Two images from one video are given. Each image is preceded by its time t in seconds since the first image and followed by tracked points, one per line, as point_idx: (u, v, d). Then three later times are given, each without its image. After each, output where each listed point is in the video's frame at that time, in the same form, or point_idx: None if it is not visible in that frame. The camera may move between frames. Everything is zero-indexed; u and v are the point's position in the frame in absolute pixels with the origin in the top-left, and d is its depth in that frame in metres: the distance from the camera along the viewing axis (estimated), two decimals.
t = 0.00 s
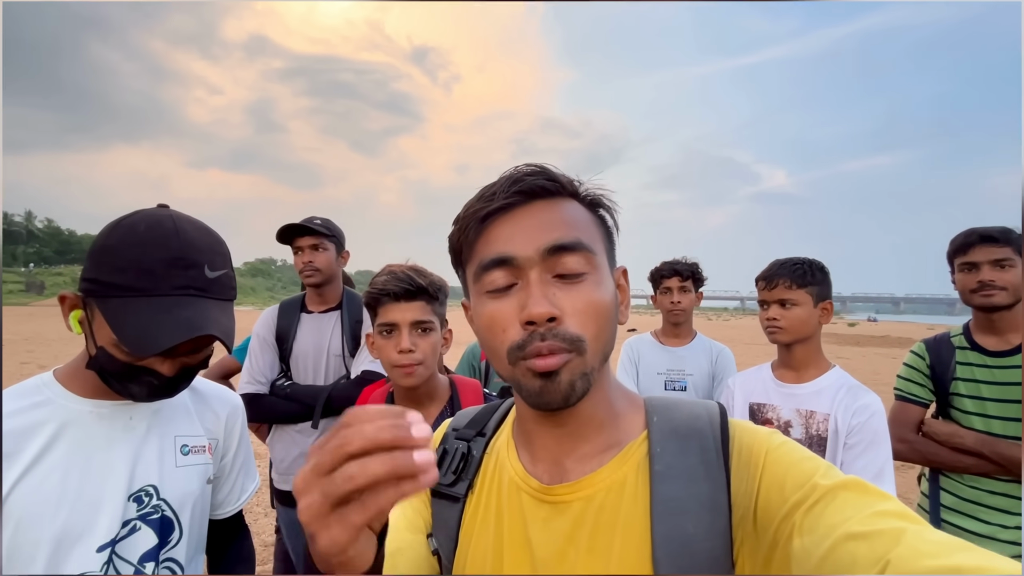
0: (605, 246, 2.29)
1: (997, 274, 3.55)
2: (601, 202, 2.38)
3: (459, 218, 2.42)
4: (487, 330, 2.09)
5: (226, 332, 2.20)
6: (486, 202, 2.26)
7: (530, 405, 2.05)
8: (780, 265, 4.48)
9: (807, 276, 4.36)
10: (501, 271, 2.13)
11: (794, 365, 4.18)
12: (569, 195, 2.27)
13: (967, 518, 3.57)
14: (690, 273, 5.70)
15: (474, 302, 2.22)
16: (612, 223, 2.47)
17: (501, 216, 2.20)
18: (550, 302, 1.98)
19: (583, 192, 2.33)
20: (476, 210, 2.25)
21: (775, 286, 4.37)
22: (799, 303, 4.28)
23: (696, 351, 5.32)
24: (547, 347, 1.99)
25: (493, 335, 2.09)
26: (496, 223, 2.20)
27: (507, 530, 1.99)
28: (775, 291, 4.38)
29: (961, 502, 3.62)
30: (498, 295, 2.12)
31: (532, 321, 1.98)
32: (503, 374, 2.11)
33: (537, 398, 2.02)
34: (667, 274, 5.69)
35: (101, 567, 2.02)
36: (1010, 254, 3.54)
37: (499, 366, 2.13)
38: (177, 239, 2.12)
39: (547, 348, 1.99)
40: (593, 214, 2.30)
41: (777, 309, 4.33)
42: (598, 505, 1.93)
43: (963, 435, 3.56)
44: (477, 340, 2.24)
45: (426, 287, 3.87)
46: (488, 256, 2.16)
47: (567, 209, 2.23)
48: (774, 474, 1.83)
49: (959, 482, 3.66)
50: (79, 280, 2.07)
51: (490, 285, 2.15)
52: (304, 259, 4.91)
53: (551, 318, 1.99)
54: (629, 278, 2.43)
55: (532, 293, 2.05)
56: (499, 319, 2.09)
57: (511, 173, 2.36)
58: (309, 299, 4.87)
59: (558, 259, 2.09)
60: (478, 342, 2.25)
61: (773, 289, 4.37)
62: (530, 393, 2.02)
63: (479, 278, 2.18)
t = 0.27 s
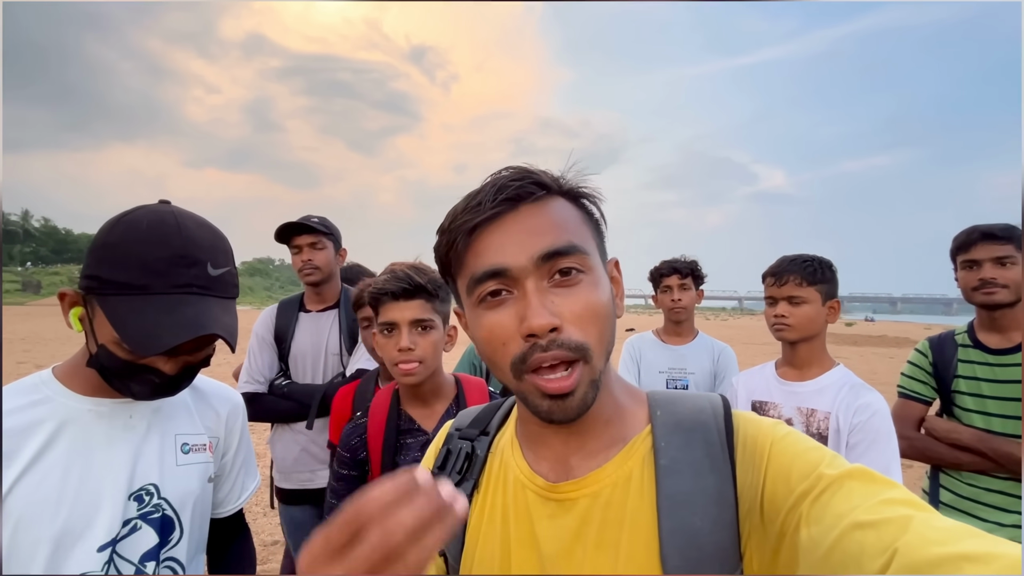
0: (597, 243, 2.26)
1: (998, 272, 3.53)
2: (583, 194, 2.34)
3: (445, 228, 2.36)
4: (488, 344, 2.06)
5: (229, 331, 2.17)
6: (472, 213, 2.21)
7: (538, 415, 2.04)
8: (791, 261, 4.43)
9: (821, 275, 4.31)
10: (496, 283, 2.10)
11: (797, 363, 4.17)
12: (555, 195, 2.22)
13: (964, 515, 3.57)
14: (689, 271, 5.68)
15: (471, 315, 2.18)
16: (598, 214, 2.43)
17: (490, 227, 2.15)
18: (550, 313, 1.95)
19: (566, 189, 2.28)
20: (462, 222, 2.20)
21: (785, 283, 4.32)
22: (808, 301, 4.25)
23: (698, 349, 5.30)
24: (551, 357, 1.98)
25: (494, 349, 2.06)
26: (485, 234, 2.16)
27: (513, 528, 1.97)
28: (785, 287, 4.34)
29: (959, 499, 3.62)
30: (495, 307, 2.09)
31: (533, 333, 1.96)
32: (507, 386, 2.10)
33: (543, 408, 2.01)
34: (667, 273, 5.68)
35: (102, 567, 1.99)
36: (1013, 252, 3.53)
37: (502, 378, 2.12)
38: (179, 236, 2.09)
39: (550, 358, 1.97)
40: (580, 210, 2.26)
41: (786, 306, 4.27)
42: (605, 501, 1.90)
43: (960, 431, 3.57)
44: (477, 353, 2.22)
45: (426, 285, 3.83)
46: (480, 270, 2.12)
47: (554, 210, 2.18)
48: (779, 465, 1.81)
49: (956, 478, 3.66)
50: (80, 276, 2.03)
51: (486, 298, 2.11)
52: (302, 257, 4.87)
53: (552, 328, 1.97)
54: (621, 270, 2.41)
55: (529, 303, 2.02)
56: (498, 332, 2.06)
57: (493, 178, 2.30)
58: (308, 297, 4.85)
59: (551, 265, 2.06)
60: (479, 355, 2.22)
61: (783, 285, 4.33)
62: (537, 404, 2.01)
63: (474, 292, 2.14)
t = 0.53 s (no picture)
0: (619, 245, 2.26)
1: (999, 270, 3.51)
2: (619, 204, 2.37)
3: (476, 201, 2.39)
4: (492, 317, 2.05)
5: (225, 334, 2.16)
6: (505, 187, 2.23)
7: (527, 397, 2.01)
8: (797, 260, 4.40)
9: (825, 275, 4.32)
10: (514, 258, 2.10)
11: (795, 363, 4.17)
12: (589, 190, 2.25)
13: (960, 514, 3.58)
14: (685, 269, 5.68)
15: (481, 289, 2.18)
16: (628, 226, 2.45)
17: (519, 204, 2.17)
18: (561, 295, 1.95)
19: (603, 191, 2.31)
20: (494, 194, 2.22)
21: (793, 283, 4.27)
22: (815, 301, 4.23)
23: (696, 348, 5.29)
24: (552, 340, 1.96)
25: (498, 324, 2.05)
26: (513, 210, 2.18)
27: (508, 529, 1.96)
28: (793, 287, 4.28)
29: (956, 499, 3.62)
30: (507, 283, 2.10)
31: (540, 311, 1.95)
32: (503, 364, 2.08)
33: (536, 390, 1.98)
34: (662, 272, 5.68)
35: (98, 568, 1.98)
36: (1015, 250, 3.51)
37: (500, 356, 2.10)
38: (176, 238, 2.08)
39: (551, 341, 1.96)
40: (610, 213, 2.28)
41: (793, 306, 4.24)
42: (601, 503, 1.90)
43: (955, 428, 3.61)
44: (479, 329, 2.21)
45: (400, 289, 3.73)
46: (502, 242, 2.13)
47: (585, 204, 2.20)
48: (775, 468, 1.81)
49: (953, 478, 3.67)
50: (75, 279, 2.02)
51: (500, 272, 2.12)
52: (303, 255, 4.92)
53: (560, 310, 1.97)
54: (639, 282, 2.40)
55: (543, 284, 2.03)
56: (505, 308, 2.05)
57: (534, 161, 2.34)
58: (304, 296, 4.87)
59: (572, 253, 2.07)
60: (480, 331, 2.21)
61: (791, 286, 4.27)
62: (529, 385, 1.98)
63: (490, 264, 2.14)
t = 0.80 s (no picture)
0: (627, 255, 2.26)
1: (1012, 267, 3.48)
2: (629, 216, 2.37)
3: (489, 199, 2.38)
4: (497, 313, 2.04)
5: (224, 341, 2.16)
6: (522, 186, 2.23)
7: (526, 394, 2.01)
8: (796, 261, 4.40)
9: (825, 276, 4.32)
10: (525, 257, 2.09)
11: (794, 363, 4.15)
12: (601, 199, 2.25)
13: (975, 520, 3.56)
14: (683, 269, 5.67)
15: (488, 286, 2.17)
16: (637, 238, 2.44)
17: (533, 204, 2.17)
18: (570, 295, 1.94)
19: (615, 203, 2.31)
20: (511, 192, 2.21)
21: (793, 284, 4.25)
22: (815, 302, 4.23)
23: (696, 348, 5.28)
24: (557, 340, 1.96)
25: (502, 320, 2.04)
26: (527, 210, 2.17)
27: (502, 530, 1.96)
28: (793, 288, 4.27)
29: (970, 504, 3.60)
30: (515, 282, 2.08)
31: (548, 310, 1.95)
32: (505, 361, 2.07)
33: (536, 388, 1.98)
34: (660, 272, 5.68)
35: (96, 571, 1.98)
36: None
37: (502, 353, 2.09)
38: (173, 244, 2.08)
39: (556, 340, 1.96)
40: (621, 223, 2.28)
41: (793, 307, 4.23)
42: (595, 507, 1.90)
43: (965, 431, 3.56)
44: (482, 325, 2.19)
45: (386, 297, 3.73)
46: (513, 241, 2.12)
47: (597, 211, 2.20)
48: (770, 477, 1.81)
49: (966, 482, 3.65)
50: (72, 285, 2.02)
51: (509, 270, 2.11)
52: (300, 255, 4.93)
53: (567, 311, 1.96)
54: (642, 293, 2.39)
55: (551, 284, 2.02)
56: (511, 305, 2.04)
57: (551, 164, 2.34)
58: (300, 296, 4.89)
59: (583, 256, 2.06)
60: (483, 327, 2.20)
61: (791, 286, 4.26)
62: (529, 382, 1.99)
63: (500, 261, 2.14)
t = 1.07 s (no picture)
0: (625, 250, 2.26)
1: None
2: (625, 209, 2.35)
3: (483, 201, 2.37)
4: (496, 316, 2.04)
5: (226, 342, 2.16)
6: (515, 187, 2.22)
7: (529, 395, 2.01)
8: (797, 258, 4.39)
9: (827, 275, 4.32)
10: (521, 258, 2.09)
11: (793, 360, 4.15)
12: (597, 195, 2.24)
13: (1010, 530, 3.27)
14: (685, 267, 5.66)
15: (486, 287, 2.17)
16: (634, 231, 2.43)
17: (527, 205, 2.16)
18: (567, 295, 1.94)
19: (610, 198, 2.30)
20: (504, 194, 2.20)
21: (794, 281, 4.25)
22: (815, 300, 4.22)
23: (696, 346, 5.28)
24: (556, 340, 1.96)
25: (502, 322, 2.04)
26: (522, 211, 2.16)
27: (505, 529, 1.96)
28: (795, 286, 4.25)
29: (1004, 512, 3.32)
30: (513, 282, 2.08)
31: (545, 311, 1.95)
32: (506, 362, 2.07)
33: (537, 388, 1.98)
34: (662, 270, 5.67)
35: (97, 570, 1.98)
36: None
37: (503, 355, 2.09)
38: (175, 245, 2.07)
39: (556, 340, 1.96)
40: (617, 217, 2.27)
41: (794, 304, 4.22)
42: (597, 505, 1.89)
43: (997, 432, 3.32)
44: (482, 327, 2.20)
45: (390, 299, 3.70)
46: (509, 243, 2.12)
47: (592, 208, 2.19)
48: (773, 473, 1.81)
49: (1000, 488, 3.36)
50: (74, 286, 2.01)
51: (506, 272, 2.10)
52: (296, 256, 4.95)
53: (566, 311, 1.96)
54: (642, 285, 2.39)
55: (549, 284, 2.01)
56: (510, 307, 2.04)
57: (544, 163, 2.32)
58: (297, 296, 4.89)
59: (580, 254, 2.05)
60: (483, 329, 2.20)
61: (792, 284, 4.25)
62: (530, 382, 1.99)
63: (497, 263, 2.13)
